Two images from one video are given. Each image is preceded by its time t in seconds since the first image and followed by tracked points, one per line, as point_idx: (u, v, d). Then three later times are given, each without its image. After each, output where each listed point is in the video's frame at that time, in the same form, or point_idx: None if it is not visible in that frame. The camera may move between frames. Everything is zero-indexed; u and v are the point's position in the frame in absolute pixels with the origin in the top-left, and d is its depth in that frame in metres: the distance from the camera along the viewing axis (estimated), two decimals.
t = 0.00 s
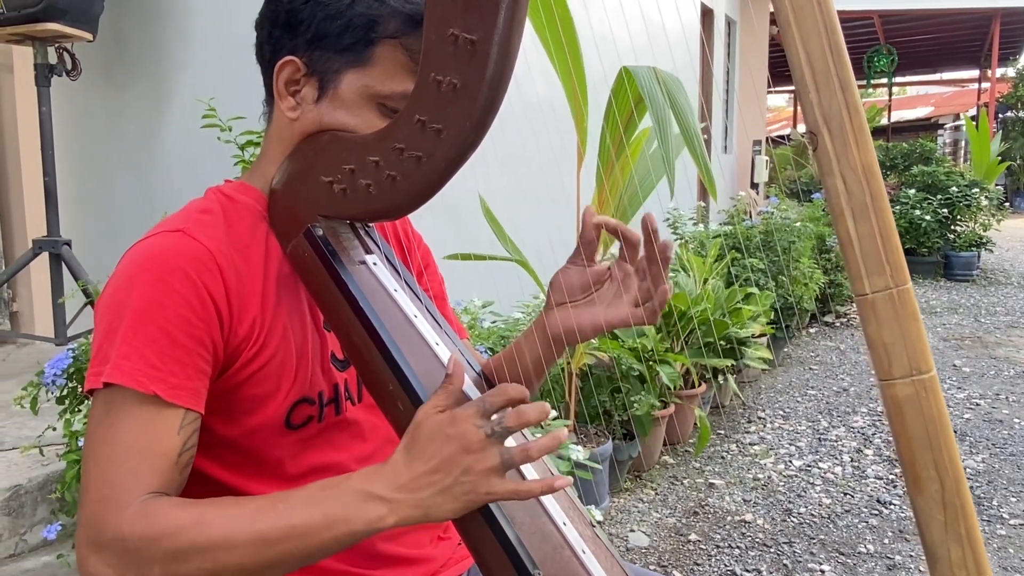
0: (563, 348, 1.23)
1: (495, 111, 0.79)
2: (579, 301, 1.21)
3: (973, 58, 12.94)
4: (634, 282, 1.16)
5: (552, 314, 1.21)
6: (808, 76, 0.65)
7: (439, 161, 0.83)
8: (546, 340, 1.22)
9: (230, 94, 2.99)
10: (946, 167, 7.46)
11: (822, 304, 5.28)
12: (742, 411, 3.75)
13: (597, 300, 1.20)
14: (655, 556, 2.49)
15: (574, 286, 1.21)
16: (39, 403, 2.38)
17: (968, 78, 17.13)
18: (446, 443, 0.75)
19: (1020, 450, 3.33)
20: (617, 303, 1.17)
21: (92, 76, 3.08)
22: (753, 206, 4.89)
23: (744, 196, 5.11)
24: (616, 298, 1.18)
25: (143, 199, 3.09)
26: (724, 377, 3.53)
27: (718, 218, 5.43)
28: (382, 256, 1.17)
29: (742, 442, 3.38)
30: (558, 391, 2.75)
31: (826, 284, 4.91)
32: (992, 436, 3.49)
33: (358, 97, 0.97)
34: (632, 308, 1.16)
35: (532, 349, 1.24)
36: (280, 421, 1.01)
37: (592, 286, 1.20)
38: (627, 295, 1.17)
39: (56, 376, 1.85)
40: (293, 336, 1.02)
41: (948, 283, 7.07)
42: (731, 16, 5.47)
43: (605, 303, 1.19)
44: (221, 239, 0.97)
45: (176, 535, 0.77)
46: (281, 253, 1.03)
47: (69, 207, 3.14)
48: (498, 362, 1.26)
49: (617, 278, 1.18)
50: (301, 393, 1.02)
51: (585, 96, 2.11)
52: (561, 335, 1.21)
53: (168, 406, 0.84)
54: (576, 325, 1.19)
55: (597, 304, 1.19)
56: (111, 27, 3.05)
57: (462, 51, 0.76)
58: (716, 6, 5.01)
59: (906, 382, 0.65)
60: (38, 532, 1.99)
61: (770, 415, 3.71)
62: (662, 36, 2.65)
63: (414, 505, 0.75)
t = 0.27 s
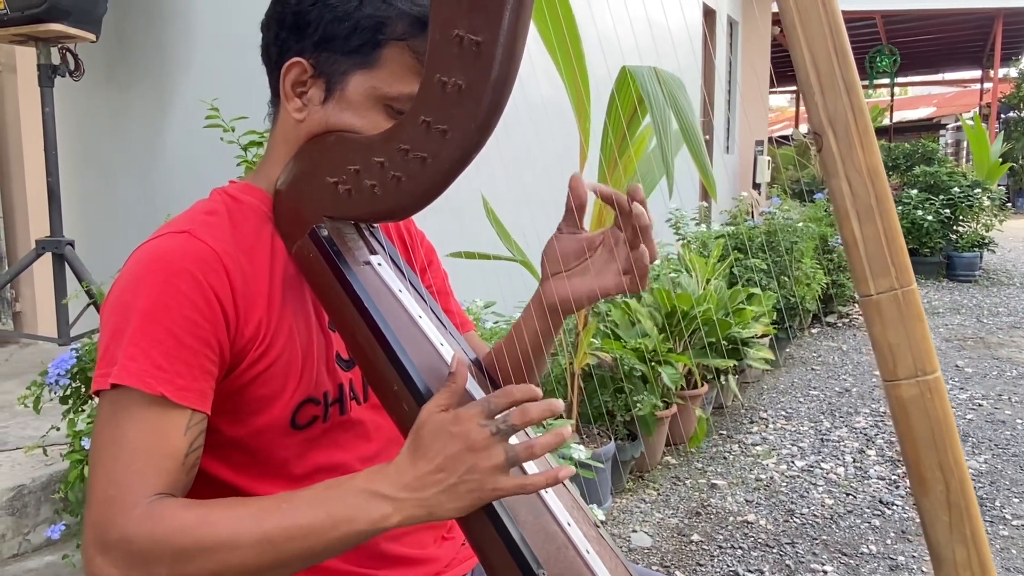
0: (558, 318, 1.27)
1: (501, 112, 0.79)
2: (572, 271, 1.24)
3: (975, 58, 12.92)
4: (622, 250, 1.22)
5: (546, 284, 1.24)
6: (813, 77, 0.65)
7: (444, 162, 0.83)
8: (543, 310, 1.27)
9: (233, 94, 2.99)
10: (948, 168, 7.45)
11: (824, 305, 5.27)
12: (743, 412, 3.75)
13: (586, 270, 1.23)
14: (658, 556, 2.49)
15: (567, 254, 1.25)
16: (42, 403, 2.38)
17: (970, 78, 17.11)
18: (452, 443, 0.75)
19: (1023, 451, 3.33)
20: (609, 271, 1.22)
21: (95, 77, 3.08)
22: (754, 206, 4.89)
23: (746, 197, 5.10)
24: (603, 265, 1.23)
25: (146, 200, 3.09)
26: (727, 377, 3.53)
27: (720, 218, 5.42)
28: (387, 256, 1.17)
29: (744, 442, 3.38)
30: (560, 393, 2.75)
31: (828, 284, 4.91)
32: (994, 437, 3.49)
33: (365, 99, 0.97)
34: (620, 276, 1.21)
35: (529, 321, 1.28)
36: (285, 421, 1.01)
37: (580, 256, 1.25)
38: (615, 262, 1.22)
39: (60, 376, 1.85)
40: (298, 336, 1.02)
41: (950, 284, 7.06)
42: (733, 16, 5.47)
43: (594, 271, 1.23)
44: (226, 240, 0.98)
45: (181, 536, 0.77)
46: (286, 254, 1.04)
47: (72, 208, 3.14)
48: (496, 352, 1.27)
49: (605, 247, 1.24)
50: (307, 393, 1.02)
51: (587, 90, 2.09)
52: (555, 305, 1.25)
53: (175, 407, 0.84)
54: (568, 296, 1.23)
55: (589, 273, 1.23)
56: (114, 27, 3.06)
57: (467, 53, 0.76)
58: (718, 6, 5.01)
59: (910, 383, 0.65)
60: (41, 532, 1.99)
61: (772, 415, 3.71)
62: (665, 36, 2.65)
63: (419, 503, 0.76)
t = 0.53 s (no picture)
0: (561, 311, 1.26)
1: (507, 115, 0.79)
2: (580, 264, 1.23)
3: (978, 59, 12.90)
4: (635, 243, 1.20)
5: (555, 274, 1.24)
6: (819, 80, 0.65)
7: (449, 164, 0.83)
8: (547, 304, 1.26)
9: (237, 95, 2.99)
10: (951, 168, 7.45)
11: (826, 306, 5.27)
12: (746, 413, 3.75)
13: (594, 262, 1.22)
14: (660, 557, 2.49)
15: (577, 246, 1.24)
16: (46, 403, 2.39)
17: (972, 79, 17.09)
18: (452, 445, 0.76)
19: None
20: (616, 267, 1.20)
21: (99, 78, 3.09)
22: (757, 207, 4.89)
23: (749, 197, 5.10)
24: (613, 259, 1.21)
25: (149, 200, 3.10)
26: (729, 378, 3.53)
27: (722, 219, 5.42)
28: (392, 258, 1.18)
29: (746, 443, 3.38)
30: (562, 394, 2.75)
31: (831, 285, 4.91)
32: (997, 438, 3.48)
33: (371, 102, 0.97)
34: (630, 273, 1.19)
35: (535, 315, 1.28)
36: (290, 422, 1.01)
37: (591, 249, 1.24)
38: (625, 258, 1.20)
39: (64, 377, 1.86)
40: (303, 338, 1.02)
41: (952, 284, 7.06)
42: (736, 17, 5.47)
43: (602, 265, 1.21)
44: (232, 241, 0.98)
45: (174, 530, 0.77)
46: (291, 256, 1.04)
47: (75, 208, 3.15)
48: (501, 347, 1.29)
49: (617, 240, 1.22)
50: (311, 394, 1.02)
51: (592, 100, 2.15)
52: (561, 298, 1.24)
53: (178, 407, 0.85)
54: (574, 288, 1.22)
55: (596, 268, 1.22)
56: (118, 29, 3.07)
57: (472, 55, 0.77)
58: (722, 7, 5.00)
59: (915, 386, 0.66)
60: (45, 532, 2.00)
61: (775, 416, 3.70)
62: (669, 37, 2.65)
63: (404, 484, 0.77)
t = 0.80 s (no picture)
0: (553, 305, 1.27)
1: (508, 116, 0.79)
2: (574, 259, 1.24)
3: (980, 59, 12.89)
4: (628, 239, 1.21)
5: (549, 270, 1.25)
6: (820, 82, 0.66)
7: (452, 165, 0.83)
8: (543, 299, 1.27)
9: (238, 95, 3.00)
10: (952, 169, 7.45)
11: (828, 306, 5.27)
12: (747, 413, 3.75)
13: (586, 257, 1.23)
14: (662, 557, 2.49)
15: (569, 241, 1.24)
16: (49, 404, 2.40)
17: (974, 79, 17.08)
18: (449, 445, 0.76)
19: None
20: (610, 261, 1.21)
21: (101, 79, 3.09)
22: (758, 207, 4.89)
23: (750, 198, 5.10)
24: (605, 254, 1.21)
25: (151, 201, 3.10)
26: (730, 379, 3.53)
27: (724, 220, 5.42)
28: (394, 259, 1.18)
29: (748, 443, 3.38)
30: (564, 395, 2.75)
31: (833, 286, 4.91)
32: (999, 438, 3.48)
33: (372, 102, 0.98)
34: (621, 269, 1.19)
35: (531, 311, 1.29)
36: (293, 422, 1.02)
37: (582, 245, 1.24)
38: (617, 254, 1.21)
39: (67, 378, 1.86)
40: (306, 339, 1.02)
41: (954, 285, 7.05)
42: (737, 17, 5.47)
43: (595, 259, 1.22)
44: (234, 242, 0.98)
45: (172, 532, 0.78)
46: (294, 257, 1.04)
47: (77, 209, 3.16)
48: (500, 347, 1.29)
49: (609, 237, 1.23)
50: (313, 395, 1.03)
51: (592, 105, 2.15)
52: (554, 292, 1.25)
53: (179, 408, 0.85)
54: (567, 280, 1.23)
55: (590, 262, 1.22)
56: (120, 30, 3.07)
57: (474, 56, 0.77)
58: (723, 7, 5.01)
59: (917, 386, 0.66)
60: (48, 532, 2.00)
61: (777, 417, 3.70)
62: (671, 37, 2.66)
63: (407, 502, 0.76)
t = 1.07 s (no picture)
0: (558, 286, 1.28)
1: (511, 116, 0.79)
2: (568, 233, 1.24)
3: (982, 60, 12.88)
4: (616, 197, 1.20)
5: (543, 252, 1.25)
6: (823, 83, 0.66)
7: (454, 166, 0.83)
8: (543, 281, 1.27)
9: (239, 95, 3.00)
10: (954, 169, 7.44)
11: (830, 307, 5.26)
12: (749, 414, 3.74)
13: (581, 228, 1.23)
14: (664, 558, 2.49)
15: (556, 218, 1.24)
16: (51, 405, 2.40)
17: (976, 79, 17.06)
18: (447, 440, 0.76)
19: None
20: (607, 225, 1.21)
21: (103, 79, 3.10)
22: (760, 208, 4.89)
23: (752, 198, 5.10)
24: (601, 221, 1.21)
25: (153, 201, 3.10)
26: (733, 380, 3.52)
27: (725, 220, 5.42)
28: (397, 259, 1.18)
29: (750, 444, 3.38)
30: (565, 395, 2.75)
31: (835, 286, 4.90)
32: (1001, 439, 3.48)
33: (372, 102, 0.98)
34: (623, 228, 1.18)
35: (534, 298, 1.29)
36: (296, 423, 1.02)
37: (574, 216, 1.24)
38: (613, 216, 1.20)
39: (69, 378, 1.86)
40: (310, 339, 1.03)
41: (956, 285, 7.05)
42: (738, 17, 5.47)
43: (591, 229, 1.22)
44: (238, 243, 0.98)
45: (181, 534, 0.78)
46: (298, 257, 1.04)
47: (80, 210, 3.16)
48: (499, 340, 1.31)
49: (597, 201, 1.22)
50: (317, 395, 1.03)
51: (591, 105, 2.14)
52: (556, 272, 1.25)
53: (185, 408, 0.85)
54: (567, 257, 1.23)
55: (586, 233, 1.22)
56: (121, 30, 3.08)
57: (477, 58, 0.77)
58: (724, 7, 5.01)
59: (919, 387, 0.66)
60: (50, 532, 2.00)
61: (779, 417, 3.70)
62: (672, 38, 2.65)
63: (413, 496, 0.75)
